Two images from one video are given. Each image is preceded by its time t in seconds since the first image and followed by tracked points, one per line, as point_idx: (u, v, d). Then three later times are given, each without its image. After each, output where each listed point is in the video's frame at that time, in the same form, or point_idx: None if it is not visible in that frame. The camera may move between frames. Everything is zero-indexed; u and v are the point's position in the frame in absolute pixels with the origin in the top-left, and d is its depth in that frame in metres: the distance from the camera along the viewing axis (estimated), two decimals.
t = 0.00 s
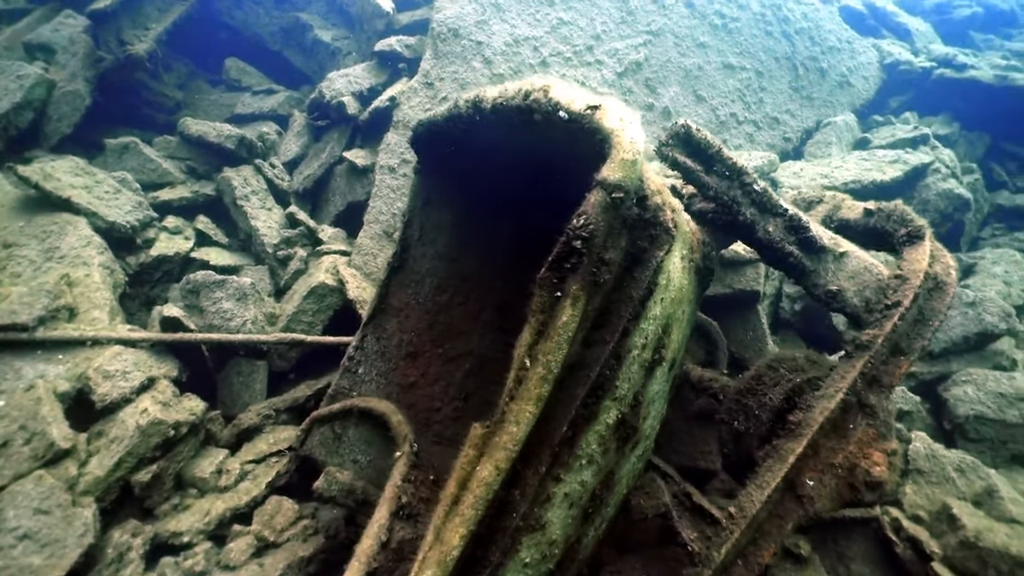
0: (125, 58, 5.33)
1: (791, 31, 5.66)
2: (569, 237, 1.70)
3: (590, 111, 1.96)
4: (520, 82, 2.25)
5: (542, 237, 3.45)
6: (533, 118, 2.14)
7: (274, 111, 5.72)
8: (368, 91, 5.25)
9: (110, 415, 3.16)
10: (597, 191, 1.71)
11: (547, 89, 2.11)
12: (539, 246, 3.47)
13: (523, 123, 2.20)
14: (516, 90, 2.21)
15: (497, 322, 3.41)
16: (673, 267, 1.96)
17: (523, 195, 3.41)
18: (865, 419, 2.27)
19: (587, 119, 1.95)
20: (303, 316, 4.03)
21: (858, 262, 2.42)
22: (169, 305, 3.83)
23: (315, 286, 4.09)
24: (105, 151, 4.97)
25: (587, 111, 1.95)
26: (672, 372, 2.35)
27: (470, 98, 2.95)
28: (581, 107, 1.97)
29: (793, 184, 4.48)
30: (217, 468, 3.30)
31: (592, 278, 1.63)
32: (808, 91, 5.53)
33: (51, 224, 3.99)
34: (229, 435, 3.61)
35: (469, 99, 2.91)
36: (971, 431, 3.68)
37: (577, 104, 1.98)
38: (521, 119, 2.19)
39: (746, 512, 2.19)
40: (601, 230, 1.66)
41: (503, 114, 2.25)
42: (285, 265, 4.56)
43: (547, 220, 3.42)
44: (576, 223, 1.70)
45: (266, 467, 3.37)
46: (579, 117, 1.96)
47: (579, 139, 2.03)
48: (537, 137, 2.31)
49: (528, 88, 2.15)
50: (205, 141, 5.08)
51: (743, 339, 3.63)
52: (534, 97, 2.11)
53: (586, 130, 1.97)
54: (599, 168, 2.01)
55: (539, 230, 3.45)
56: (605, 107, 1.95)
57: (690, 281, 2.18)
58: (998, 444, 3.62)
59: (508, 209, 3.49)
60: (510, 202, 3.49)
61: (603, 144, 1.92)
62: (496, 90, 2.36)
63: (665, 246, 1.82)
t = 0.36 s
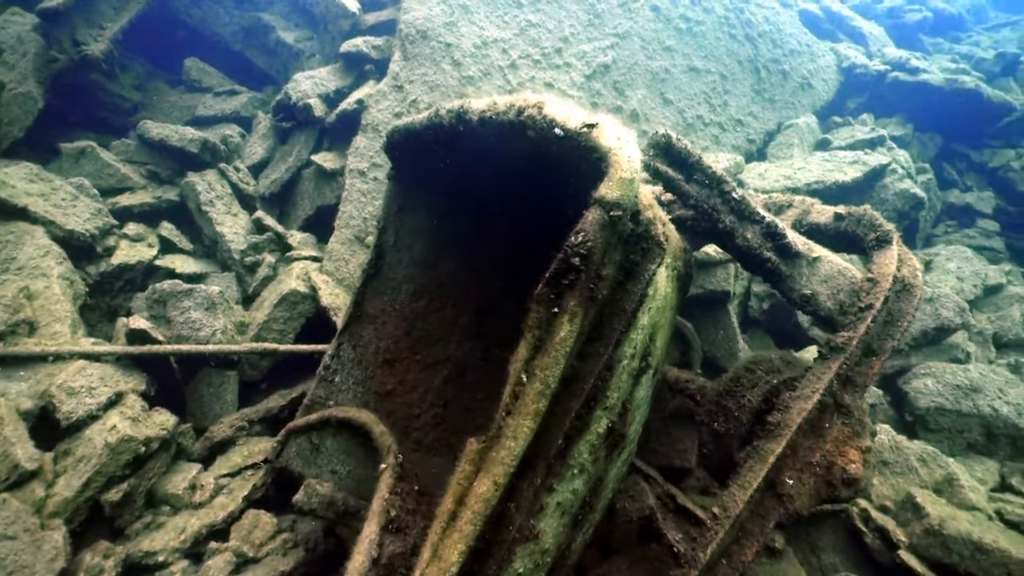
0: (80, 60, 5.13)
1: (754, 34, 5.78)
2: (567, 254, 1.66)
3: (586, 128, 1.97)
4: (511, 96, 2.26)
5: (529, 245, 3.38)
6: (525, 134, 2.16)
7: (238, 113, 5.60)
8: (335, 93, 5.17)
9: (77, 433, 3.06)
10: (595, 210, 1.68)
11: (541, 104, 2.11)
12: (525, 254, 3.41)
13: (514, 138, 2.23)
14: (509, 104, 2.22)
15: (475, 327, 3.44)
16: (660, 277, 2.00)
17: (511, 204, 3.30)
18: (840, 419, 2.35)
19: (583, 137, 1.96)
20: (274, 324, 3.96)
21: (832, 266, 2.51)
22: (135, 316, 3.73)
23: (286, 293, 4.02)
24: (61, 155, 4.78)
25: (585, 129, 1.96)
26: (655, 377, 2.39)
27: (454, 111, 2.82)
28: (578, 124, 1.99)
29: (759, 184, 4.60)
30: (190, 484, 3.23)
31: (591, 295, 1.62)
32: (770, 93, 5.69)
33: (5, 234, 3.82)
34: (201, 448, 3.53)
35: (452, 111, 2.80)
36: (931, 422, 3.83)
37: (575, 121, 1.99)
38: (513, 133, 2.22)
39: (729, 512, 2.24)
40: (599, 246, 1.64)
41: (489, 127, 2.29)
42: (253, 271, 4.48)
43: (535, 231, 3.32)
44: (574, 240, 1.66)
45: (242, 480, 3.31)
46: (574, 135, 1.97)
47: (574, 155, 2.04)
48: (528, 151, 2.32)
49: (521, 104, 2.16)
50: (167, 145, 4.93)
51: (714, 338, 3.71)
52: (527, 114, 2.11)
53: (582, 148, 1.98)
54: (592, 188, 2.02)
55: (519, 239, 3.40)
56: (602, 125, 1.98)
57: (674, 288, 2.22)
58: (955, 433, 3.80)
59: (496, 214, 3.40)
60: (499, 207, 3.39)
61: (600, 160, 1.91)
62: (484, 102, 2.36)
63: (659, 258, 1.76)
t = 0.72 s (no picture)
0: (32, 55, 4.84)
1: (721, 46, 5.91)
2: (568, 280, 1.63)
3: (589, 155, 1.91)
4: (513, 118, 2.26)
5: (513, 259, 3.30)
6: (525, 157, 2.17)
7: (201, 113, 5.46)
8: (305, 96, 5.06)
9: (35, 451, 2.91)
10: (598, 238, 1.66)
11: (543, 130, 2.11)
12: (509, 268, 3.33)
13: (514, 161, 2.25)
14: (509, 126, 2.21)
15: (454, 339, 3.37)
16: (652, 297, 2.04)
17: (497, 218, 3.19)
18: (818, 430, 2.40)
19: (587, 165, 1.90)
20: (242, 333, 3.86)
21: (808, 282, 2.60)
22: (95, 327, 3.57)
23: (255, 302, 3.89)
24: (12, 153, 4.52)
25: (587, 155, 1.91)
26: (639, 392, 2.41)
27: (442, 123, 2.70)
28: (582, 150, 1.93)
29: (728, 193, 4.69)
30: (157, 502, 3.13)
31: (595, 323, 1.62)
32: (737, 105, 5.84)
33: None
34: (166, 463, 3.42)
35: (441, 124, 2.68)
36: (892, 426, 3.96)
37: (578, 147, 1.95)
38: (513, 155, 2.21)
39: (712, 524, 2.22)
40: (604, 273, 1.64)
41: (489, 148, 2.29)
42: (218, 278, 4.36)
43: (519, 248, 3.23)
44: (576, 266, 1.63)
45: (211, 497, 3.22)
46: (577, 162, 1.92)
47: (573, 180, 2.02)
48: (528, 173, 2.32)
49: (521, 127, 2.15)
50: (127, 146, 4.74)
51: (685, 345, 3.76)
52: (528, 138, 2.11)
53: (585, 175, 1.91)
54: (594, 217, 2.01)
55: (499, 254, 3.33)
56: (606, 152, 1.91)
57: (659, 305, 2.26)
58: (915, 437, 3.94)
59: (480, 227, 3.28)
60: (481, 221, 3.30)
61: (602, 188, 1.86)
62: (478, 121, 2.38)
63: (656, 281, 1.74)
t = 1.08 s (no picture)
0: None
1: (688, 60, 6.04)
2: (585, 321, 1.68)
3: (601, 198, 1.94)
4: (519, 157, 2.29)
5: (502, 291, 3.22)
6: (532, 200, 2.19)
7: (168, 140, 5.31)
8: (277, 121, 4.99)
9: (13, 505, 2.79)
10: (613, 279, 1.71)
11: (551, 170, 2.14)
12: (501, 295, 3.23)
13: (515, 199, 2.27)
14: (515, 166, 2.23)
15: (446, 365, 3.28)
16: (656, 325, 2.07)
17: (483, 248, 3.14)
18: (815, 443, 2.45)
19: (599, 207, 1.93)
20: (225, 368, 3.76)
21: (797, 298, 2.67)
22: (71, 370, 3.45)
23: (237, 335, 3.81)
24: None
25: (599, 199, 1.94)
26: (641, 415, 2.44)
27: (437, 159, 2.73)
28: (593, 194, 1.97)
29: (704, 205, 4.76)
30: (146, 550, 3.03)
31: (612, 362, 1.66)
32: (706, 117, 5.98)
33: None
34: (153, 507, 3.32)
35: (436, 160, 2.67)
36: (875, 427, 4.05)
37: (589, 191, 1.98)
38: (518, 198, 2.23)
39: (719, 544, 2.22)
40: (619, 312, 1.68)
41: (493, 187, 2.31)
42: (196, 311, 4.26)
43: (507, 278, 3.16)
44: (592, 307, 1.69)
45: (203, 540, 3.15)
46: (588, 204, 1.96)
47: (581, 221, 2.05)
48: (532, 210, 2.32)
49: (528, 168, 2.17)
50: (94, 179, 4.61)
51: (671, 358, 3.80)
52: (537, 179, 2.13)
53: (598, 218, 1.94)
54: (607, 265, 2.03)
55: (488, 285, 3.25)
56: (618, 196, 1.94)
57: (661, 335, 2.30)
58: (896, 437, 4.04)
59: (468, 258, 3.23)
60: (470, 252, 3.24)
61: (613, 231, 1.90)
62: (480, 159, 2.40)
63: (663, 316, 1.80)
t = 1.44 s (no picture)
0: None
1: (669, 61, 6.10)
2: (612, 329, 1.71)
3: (628, 207, 1.84)
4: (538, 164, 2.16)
5: (504, 300, 3.00)
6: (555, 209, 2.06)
7: (145, 144, 5.20)
8: (259, 124, 4.90)
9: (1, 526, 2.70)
10: (642, 286, 1.72)
11: (574, 178, 2.02)
12: (504, 307, 3.01)
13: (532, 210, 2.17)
14: (535, 174, 2.10)
15: (442, 370, 3.10)
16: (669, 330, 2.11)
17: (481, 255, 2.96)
18: (816, 440, 2.51)
19: (626, 217, 1.83)
20: (213, 378, 3.68)
21: (796, 298, 2.71)
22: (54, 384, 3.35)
23: (226, 343, 3.73)
24: None
25: (626, 209, 1.84)
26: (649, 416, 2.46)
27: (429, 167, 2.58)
28: (620, 202, 1.86)
29: (689, 204, 4.82)
30: (139, 568, 2.99)
31: (639, 368, 1.69)
32: (688, 117, 6.05)
33: None
34: (144, 522, 3.24)
35: (440, 164, 2.49)
36: (861, 420, 4.14)
37: (614, 200, 1.87)
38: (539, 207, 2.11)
39: (727, 541, 2.26)
40: (648, 320, 1.70)
41: (509, 196, 2.20)
42: (179, 319, 4.16)
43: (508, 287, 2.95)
44: (619, 315, 1.72)
45: (199, 554, 3.10)
46: (614, 213, 1.85)
47: (600, 228, 1.94)
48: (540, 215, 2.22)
49: (549, 177, 2.05)
50: (69, 185, 4.48)
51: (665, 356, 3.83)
52: (559, 188, 2.02)
53: (622, 227, 1.85)
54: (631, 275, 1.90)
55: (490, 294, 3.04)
56: (645, 204, 1.84)
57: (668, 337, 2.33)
58: (882, 429, 4.14)
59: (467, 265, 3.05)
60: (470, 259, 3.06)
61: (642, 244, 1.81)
62: (490, 165, 2.30)
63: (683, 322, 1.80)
